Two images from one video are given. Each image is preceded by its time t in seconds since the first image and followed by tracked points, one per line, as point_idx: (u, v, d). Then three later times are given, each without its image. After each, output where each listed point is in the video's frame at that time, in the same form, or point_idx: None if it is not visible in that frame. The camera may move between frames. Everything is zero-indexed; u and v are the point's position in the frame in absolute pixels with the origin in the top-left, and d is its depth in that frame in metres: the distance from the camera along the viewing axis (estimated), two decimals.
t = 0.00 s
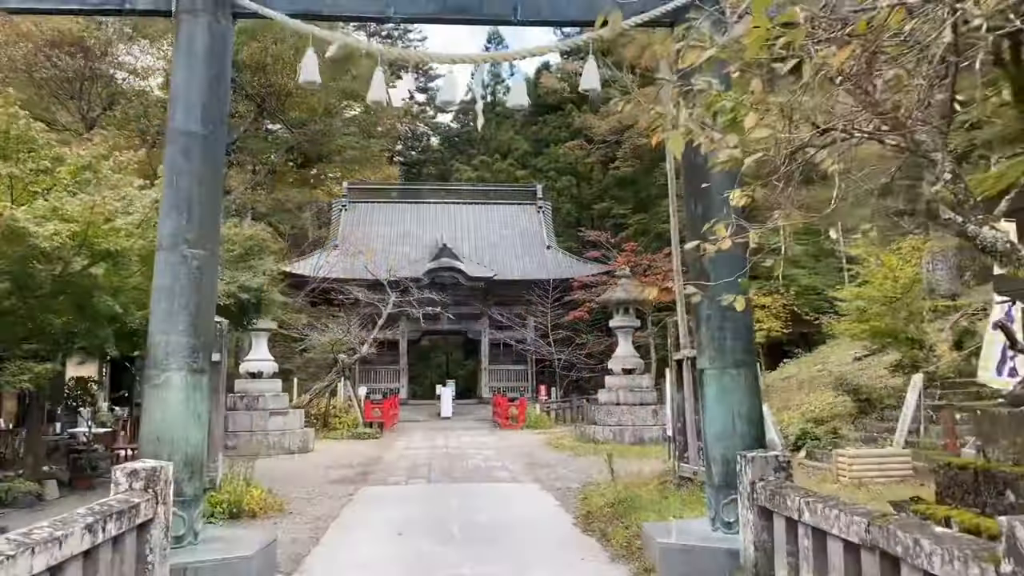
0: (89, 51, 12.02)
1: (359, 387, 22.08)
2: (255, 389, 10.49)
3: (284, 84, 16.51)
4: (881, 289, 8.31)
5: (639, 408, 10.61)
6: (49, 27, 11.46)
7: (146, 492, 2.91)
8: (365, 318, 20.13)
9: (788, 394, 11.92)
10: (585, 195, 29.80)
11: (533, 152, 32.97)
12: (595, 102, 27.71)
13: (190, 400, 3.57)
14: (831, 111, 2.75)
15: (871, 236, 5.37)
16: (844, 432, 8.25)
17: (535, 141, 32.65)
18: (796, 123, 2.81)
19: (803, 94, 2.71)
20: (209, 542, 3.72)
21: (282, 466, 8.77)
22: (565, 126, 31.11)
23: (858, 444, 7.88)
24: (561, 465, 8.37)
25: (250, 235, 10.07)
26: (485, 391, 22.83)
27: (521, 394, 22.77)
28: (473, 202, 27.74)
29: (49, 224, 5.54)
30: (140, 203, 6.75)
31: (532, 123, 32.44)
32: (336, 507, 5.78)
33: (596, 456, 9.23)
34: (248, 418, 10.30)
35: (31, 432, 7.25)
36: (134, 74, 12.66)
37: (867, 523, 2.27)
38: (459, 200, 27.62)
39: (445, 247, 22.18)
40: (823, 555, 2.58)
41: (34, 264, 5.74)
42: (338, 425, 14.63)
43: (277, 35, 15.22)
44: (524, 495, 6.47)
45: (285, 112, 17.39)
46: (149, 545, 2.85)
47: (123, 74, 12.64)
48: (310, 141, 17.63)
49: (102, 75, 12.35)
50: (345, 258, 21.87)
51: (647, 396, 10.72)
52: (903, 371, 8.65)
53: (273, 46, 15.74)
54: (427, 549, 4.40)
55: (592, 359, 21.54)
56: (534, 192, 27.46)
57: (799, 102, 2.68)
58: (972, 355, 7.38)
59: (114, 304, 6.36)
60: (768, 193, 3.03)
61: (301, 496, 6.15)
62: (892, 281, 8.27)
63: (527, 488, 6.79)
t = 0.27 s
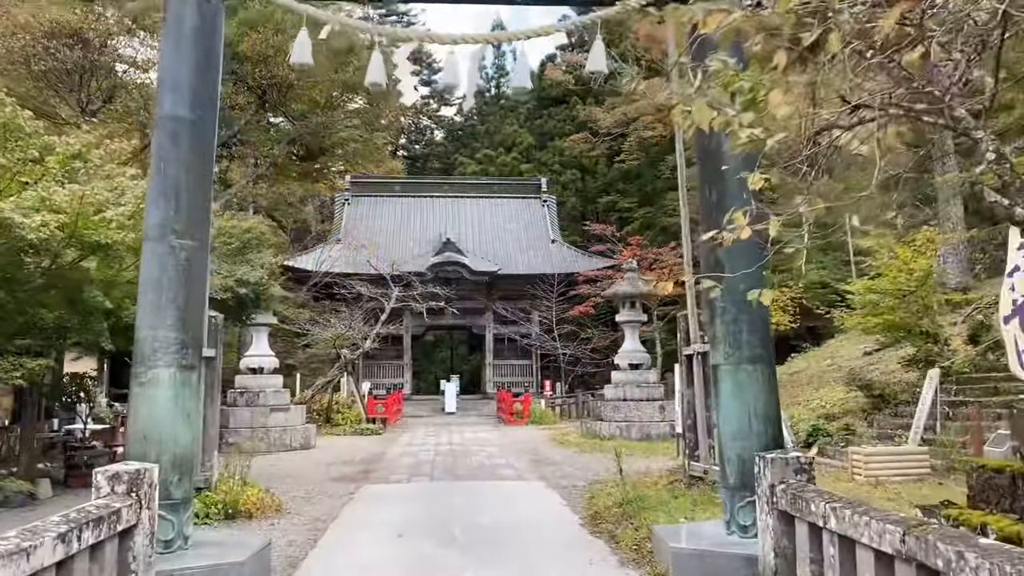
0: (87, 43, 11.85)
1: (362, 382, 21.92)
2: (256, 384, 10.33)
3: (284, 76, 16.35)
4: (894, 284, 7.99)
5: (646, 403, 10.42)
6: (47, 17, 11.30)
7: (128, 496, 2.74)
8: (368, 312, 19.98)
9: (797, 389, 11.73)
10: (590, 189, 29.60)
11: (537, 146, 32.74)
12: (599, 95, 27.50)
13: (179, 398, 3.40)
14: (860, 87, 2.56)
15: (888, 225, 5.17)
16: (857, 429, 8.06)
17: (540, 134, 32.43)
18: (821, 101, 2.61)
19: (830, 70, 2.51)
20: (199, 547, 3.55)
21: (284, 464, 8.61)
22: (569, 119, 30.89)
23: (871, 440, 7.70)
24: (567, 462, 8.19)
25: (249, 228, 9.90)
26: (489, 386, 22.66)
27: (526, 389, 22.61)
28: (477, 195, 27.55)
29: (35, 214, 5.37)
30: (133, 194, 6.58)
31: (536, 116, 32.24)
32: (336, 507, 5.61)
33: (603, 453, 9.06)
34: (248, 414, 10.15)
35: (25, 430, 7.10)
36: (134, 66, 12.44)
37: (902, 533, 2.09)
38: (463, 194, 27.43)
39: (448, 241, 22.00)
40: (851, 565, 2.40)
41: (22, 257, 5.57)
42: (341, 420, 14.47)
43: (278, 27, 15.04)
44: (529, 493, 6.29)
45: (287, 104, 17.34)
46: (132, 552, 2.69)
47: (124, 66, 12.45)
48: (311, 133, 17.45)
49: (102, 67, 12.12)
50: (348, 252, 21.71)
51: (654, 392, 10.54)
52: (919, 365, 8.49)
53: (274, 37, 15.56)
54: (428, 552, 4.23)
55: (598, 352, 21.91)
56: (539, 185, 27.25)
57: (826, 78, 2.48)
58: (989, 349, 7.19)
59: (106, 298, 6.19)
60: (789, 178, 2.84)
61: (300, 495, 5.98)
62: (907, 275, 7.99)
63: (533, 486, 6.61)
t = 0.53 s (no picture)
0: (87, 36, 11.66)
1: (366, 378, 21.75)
2: (258, 381, 10.17)
3: (286, 69, 16.15)
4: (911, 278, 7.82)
5: (655, 400, 10.22)
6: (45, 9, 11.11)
7: (112, 504, 2.55)
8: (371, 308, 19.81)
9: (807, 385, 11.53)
10: (595, 183, 29.37)
11: (542, 140, 32.51)
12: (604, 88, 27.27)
13: (169, 399, 3.22)
14: (902, 60, 2.34)
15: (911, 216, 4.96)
16: (872, 426, 7.87)
17: (544, 128, 32.19)
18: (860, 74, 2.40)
19: (869, 42, 2.30)
20: (192, 555, 3.36)
21: (286, 463, 8.44)
22: (574, 112, 30.65)
23: (887, 438, 7.50)
24: (575, 461, 8.00)
25: (248, 221, 9.72)
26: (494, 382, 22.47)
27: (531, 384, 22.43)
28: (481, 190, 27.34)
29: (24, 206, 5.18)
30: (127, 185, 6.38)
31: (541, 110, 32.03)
32: (337, 509, 5.43)
33: (612, 451, 8.86)
34: (250, 411, 9.98)
35: (19, 429, 6.94)
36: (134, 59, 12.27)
37: (953, 550, 1.89)
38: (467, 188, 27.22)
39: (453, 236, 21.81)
40: None
41: (11, 249, 5.38)
42: (345, 417, 14.30)
43: (280, 19, 14.84)
44: (537, 494, 6.10)
45: (290, 97, 17.14)
46: (115, 564, 2.50)
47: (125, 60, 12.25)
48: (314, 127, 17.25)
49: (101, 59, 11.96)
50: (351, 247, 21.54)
51: (663, 388, 10.34)
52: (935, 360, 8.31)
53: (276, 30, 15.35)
54: (433, 558, 4.04)
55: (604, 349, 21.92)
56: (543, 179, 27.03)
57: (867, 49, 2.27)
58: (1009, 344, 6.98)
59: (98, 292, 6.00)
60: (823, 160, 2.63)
61: (300, 496, 5.79)
62: (923, 269, 7.79)
63: (540, 487, 6.41)
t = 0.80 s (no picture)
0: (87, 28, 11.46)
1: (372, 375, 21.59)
2: (260, 379, 10.00)
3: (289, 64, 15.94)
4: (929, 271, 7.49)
5: (665, 397, 10.00)
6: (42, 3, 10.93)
7: (89, 519, 2.37)
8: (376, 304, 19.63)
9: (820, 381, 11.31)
10: (601, 177, 29.13)
11: (547, 134, 32.27)
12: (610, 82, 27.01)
13: (157, 402, 3.02)
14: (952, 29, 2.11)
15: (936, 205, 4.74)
16: (890, 424, 7.65)
17: (550, 122, 31.94)
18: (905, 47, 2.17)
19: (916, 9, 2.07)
20: (181, 566, 3.17)
21: (288, 463, 8.27)
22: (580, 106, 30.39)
23: (906, 436, 7.28)
24: (584, 460, 7.80)
25: (249, 216, 9.53)
26: (501, 378, 22.27)
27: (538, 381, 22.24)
28: (487, 185, 27.12)
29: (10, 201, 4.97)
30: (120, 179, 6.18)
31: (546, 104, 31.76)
32: (339, 513, 5.24)
33: (621, 450, 8.66)
34: (253, 410, 9.81)
35: (14, 430, 6.76)
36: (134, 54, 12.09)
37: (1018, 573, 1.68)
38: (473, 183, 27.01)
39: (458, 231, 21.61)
40: None
41: None
42: (350, 415, 14.12)
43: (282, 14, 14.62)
44: (546, 496, 5.90)
45: (293, 92, 16.90)
46: None
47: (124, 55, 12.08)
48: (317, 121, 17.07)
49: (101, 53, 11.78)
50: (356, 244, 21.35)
51: (673, 385, 10.13)
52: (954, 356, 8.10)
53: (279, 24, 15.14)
54: (437, 567, 3.84)
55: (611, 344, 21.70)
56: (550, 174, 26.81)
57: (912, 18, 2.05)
58: None
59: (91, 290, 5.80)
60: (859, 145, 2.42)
61: (301, 500, 5.60)
62: (942, 262, 7.51)
63: (550, 488, 6.21)
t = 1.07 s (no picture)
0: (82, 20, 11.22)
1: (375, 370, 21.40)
2: (259, 375, 9.81)
3: (288, 56, 15.70)
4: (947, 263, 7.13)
5: (672, 391, 9.79)
6: None
7: (54, 531, 2.16)
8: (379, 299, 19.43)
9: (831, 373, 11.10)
10: (605, 169, 28.88)
11: (550, 126, 32.01)
12: (614, 72, 26.73)
13: (135, 401, 2.81)
14: None
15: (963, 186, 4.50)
16: (907, 417, 7.43)
17: (553, 114, 31.67)
18: None
19: None
20: None
21: (288, 461, 8.08)
22: (583, 98, 30.13)
23: (923, 429, 7.07)
24: (591, 457, 7.60)
25: (245, 208, 9.41)
26: (505, 373, 22.06)
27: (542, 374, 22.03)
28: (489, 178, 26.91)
29: None
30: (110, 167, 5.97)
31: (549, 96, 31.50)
32: (338, 514, 5.04)
33: (629, 445, 8.45)
34: (252, 407, 9.62)
35: (4, 428, 6.57)
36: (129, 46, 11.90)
37: None
38: (475, 176, 26.78)
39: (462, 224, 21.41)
40: None
41: None
42: (352, 411, 13.94)
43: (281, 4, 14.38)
44: (553, 495, 5.70)
45: (293, 84, 16.67)
46: None
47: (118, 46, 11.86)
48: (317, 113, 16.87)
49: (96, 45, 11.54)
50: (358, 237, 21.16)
51: (681, 378, 9.93)
52: (972, 347, 7.91)
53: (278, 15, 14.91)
54: (438, 572, 3.63)
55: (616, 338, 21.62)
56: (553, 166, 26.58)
57: None
58: None
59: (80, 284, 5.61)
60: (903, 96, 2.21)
61: (299, 501, 5.40)
62: (960, 250, 7.12)
63: (557, 486, 6.00)
